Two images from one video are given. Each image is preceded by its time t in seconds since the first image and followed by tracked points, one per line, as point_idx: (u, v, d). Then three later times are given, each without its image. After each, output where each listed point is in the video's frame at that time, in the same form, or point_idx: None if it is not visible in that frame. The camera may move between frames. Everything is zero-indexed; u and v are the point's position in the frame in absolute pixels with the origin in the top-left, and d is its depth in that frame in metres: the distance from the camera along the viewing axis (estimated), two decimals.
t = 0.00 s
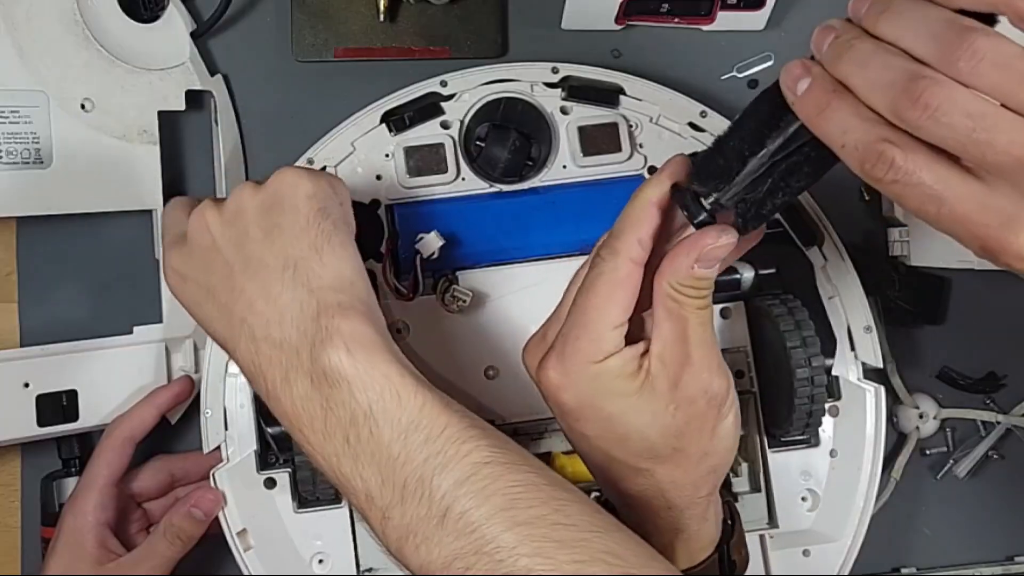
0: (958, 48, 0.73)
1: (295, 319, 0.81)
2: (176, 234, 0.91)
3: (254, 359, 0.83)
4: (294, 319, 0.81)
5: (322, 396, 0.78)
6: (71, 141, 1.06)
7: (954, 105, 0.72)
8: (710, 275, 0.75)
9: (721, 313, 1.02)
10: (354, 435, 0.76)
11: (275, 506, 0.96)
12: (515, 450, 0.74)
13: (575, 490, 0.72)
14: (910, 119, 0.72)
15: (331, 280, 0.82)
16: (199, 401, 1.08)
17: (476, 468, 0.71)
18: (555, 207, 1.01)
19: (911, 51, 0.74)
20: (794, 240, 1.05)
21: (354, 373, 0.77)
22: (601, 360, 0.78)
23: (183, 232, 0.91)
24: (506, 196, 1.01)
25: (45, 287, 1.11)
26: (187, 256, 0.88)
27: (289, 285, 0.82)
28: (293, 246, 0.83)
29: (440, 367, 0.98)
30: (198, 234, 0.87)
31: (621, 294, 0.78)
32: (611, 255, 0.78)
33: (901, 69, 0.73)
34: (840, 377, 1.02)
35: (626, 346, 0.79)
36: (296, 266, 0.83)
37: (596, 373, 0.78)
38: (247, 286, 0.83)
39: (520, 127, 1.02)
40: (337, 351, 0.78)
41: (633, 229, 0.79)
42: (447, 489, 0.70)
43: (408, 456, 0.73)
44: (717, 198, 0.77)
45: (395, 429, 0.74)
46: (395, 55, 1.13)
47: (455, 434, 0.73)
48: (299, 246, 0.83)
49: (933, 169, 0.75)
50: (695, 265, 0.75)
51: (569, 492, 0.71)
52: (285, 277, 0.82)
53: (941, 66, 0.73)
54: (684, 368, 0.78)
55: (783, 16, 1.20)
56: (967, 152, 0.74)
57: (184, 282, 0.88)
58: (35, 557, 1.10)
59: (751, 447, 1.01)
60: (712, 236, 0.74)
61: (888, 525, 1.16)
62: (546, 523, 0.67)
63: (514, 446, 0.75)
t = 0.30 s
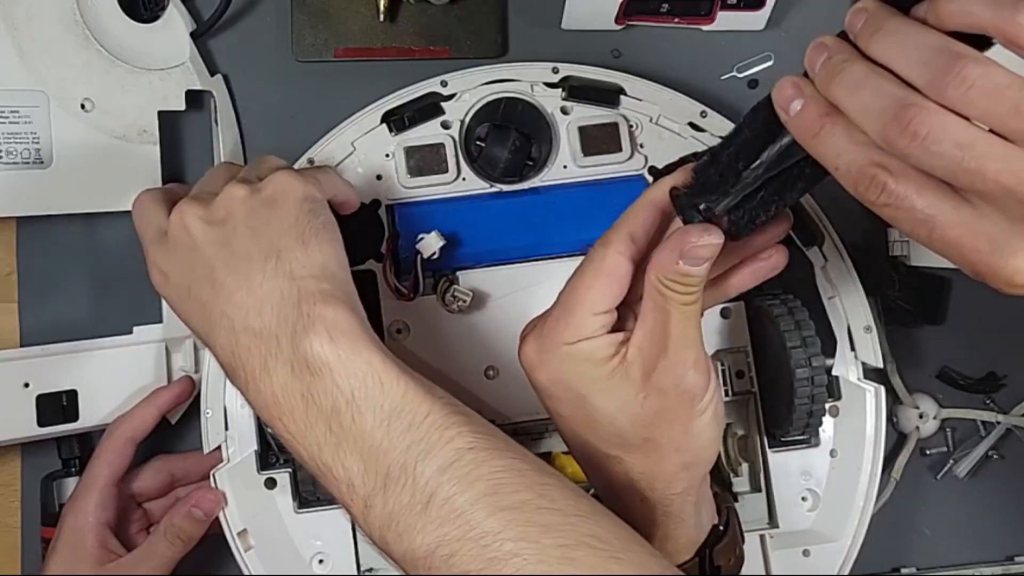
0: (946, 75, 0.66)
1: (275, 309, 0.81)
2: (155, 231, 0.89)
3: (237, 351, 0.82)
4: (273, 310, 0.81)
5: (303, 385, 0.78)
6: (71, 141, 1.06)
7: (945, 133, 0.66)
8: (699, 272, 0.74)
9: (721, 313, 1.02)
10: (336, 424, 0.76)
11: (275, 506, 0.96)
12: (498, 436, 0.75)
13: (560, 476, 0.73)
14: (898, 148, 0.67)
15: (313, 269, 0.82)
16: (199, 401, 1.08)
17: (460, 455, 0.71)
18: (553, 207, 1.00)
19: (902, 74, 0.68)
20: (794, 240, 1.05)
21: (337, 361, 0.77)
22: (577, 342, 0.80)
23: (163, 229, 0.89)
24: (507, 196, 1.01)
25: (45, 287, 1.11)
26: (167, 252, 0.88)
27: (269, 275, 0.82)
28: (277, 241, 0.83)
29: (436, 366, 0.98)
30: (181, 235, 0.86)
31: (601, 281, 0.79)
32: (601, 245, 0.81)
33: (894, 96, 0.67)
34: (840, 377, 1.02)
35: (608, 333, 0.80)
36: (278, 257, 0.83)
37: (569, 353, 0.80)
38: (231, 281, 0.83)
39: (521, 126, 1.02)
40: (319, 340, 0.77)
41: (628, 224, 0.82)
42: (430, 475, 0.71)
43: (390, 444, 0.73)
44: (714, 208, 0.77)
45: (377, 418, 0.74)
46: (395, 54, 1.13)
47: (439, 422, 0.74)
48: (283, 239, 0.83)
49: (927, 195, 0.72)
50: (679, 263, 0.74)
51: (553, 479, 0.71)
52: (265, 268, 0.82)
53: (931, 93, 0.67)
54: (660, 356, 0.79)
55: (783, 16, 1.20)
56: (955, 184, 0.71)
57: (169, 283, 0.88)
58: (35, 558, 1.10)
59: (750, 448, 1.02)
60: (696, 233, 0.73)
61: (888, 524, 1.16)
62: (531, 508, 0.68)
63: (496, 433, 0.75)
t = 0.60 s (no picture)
0: (930, 109, 0.64)
1: (265, 310, 0.80)
2: (140, 234, 0.90)
3: (224, 351, 0.82)
4: (264, 311, 0.80)
5: (294, 385, 0.78)
6: (71, 141, 1.06)
7: (931, 163, 0.64)
8: (689, 276, 0.73)
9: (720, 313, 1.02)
10: (326, 423, 0.76)
11: (275, 506, 0.96)
12: (487, 431, 0.75)
13: (551, 471, 0.73)
14: (886, 175, 0.66)
15: (305, 271, 0.82)
16: (199, 402, 1.08)
17: (450, 453, 0.71)
18: (553, 207, 1.00)
19: (891, 103, 0.66)
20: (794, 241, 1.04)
21: (327, 360, 0.77)
22: (566, 333, 0.83)
23: (149, 232, 0.90)
24: (507, 196, 1.00)
25: (45, 287, 1.11)
26: (158, 254, 0.87)
27: (260, 277, 0.82)
28: (268, 241, 0.84)
29: (437, 367, 0.98)
30: (175, 236, 0.86)
31: (592, 281, 0.83)
32: (604, 246, 0.84)
33: (882, 124, 0.66)
34: (841, 377, 1.02)
35: (599, 328, 0.83)
36: (269, 258, 0.83)
37: (558, 344, 0.83)
38: (223, 283, 0.83)
39: (521, 126, 1.02)
40: (310, 339, 0.77)
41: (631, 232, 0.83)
42: (422, 473, 0.71)
43: (380, 443, 0.73)
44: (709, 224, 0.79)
45: (368, 417, 0.75)
46: (395, 54, 1.13)
47: (429, 419, 0.74)
48: (275, 241, 0.84)
49: (910, 224, 0.73)
50: (668, 266, 0.73)
51: (544, 474, 0.72)
52: (257, 270, 0.82)
53: (916, 125, 0.65)
54: (643, 353, 0.79)
55: (782, 16, 1.20)
56: (938, 215, 0.70)
57: (158, 282, 0.87)
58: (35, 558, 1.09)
59: (750, 447, 1.02)
60: (687, 239, 0.73)
61: (888, 524, 1.16)
62: (521, 505, 0.68)
63: (485, 428, 0.75)
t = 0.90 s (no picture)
0: (898, 130, 0.62)
1: (251, 300, 0.80)
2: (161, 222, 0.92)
3: (216, 339, 0.83)
4: (250, 301, 0.81)
5: (274, 375, 0.77)
6: (71, 141, 1.06)
7: (901, 184, 0.63)
8: (688, 282, 0.73)
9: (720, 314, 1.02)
10: (307, 411, 0.75)
11: (275, 506, 0.96)
12: (467, 414, 0.73)
13: (531, 452, 0.72)
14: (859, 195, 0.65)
15: (292, 259, 0.81)
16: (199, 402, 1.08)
17: (428, 436, 0.70)
18: (553, 207, 1.00)
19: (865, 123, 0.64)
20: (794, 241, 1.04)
21: (303, 350, 0.75)
22: (567, 327, 0.84)
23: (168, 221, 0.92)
24: (507, 196, 1.00)
25: (45, 288, 1.11)
26: (174, 240, 0.90)
27: (248, 264, 0.82)
28: (261, 228, 0.84)
29: (438, 367, 0.98)
30: (184, 220, 0.89)
31: (601, 280, 0.83)
32: (613, 248, 0.84)
33: (857, 145, 0.64)
34: (841, 377, 1.02)
35: (600, 326, 0.84)
36: (260, 247, 0.83)
37: (558, 340, 0.84)
38: (220, 268, 0.84)
39: (521, 127, 1.02)
40: (287, 330, 0.76)
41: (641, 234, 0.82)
42: (401, 458, 0.70)
43: (358, 429, 0.72)
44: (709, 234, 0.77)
45: (346, 404, 0.73)
46: (395, 54, 1.13)
47: (406, 404, 0.72)
48: (269, 226, 0.84)
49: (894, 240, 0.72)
50: (665, 269, 0.73)
51: (525, 456, 0.70)
52: (249, 257, 0.83)
53: (886, 145, 0.63)
54: (634, 357, 0.80)
55: (782, 16, 1.20)
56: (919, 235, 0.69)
57: (171, 266, 0.90)
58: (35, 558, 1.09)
59: (750, 447, 1.02)
60: (687, 243, 0.73)
61: (888, 525, 1.16)
62: (499, 485, 0.67)
63: (466, 411, 0.74)
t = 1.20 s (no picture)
0: (878, 127, 0.64)
1: (246, 296, 0.80)
2: (146, 223, 0.91)
3: (210, 336, 0.83)
4: (245, 297, 0.81)
5: (273, 369, 0.77)
6: (71, 142, 1.06)
7: (882, 181, 0.65)
8: (688, 270, 0.73)
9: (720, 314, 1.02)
10: (306, 406, 0.75)
11: (275, 506, 0.96)
12: (468, 409, 0.74)
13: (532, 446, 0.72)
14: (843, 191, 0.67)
15: (286, 255, 0.82)
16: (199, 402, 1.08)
17: (428, 431, 0.70)
18: (553, 207, 1.00)
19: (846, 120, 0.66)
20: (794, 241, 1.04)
21: (305, 344, 0.76)
22: (577, 317, 0.85)
23: (153, 221, 0.91)
24: (507, 196, 1.00)
25: (45, 288, 1.11)
26: (159, 242, 0.90)
27: (241, 262, 0.82)
28: (252, 229, 0.84)
29: (438, 367, 0.98)
30: (171, 223, 0.89)
31: (614, 270, 0.84)
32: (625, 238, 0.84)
33: (842, 142, 0.66)
34: (841, 377, 1.02)
35: (612, 317, 0.85)
36: (252, 244, 0.83)
37: (568, 330, 0.85)
38: (208, 269, 0.84)
39: (521, 126, 1.02)
40: (287, 324, 0.77)
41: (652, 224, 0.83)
42: (401, 452, 0.70)
43: (358, 424, 0.72)
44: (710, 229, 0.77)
45: (346, 398, 0.74)
46: (394, 54, 1.13)
47: (406, 398, 0.72)
48: (258, 225, 0.84)
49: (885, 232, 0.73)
50: (665, 257, 0.73)
51: (525, 450, 0.70)
52: (240, 256, 0.82)
53: (867, 142, 0.65)
54: (643, 347, 0.80)
55: (782, 16, 1.20)
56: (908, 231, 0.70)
57: (158, 269, 0.90)
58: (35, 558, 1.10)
59: (750, 448, 1.02)
60: (686, 230, 0.73)
61: (888, 525, 1.16)
62: (499, 480, 0.67)
63: (466, 406, 0.74)
